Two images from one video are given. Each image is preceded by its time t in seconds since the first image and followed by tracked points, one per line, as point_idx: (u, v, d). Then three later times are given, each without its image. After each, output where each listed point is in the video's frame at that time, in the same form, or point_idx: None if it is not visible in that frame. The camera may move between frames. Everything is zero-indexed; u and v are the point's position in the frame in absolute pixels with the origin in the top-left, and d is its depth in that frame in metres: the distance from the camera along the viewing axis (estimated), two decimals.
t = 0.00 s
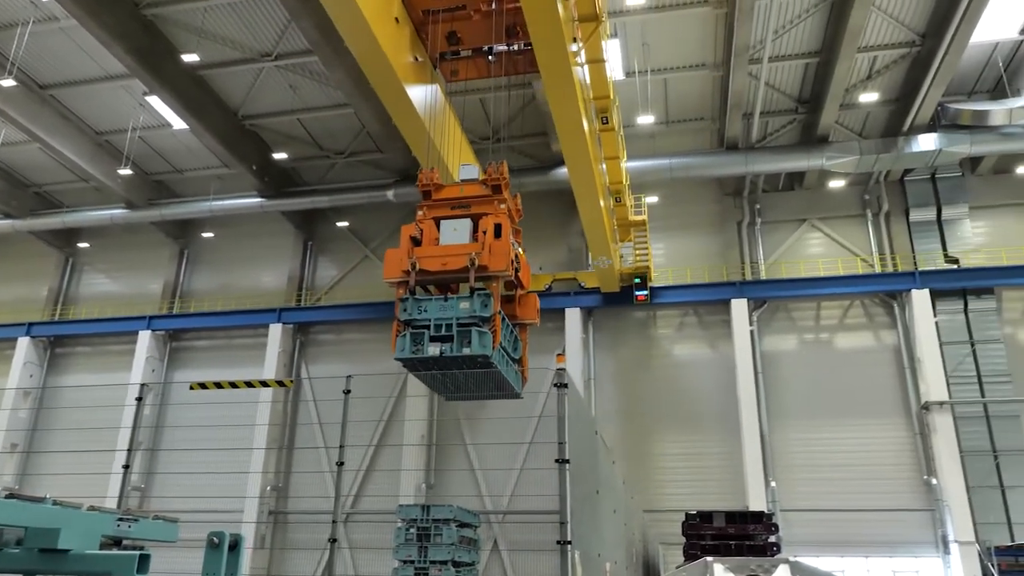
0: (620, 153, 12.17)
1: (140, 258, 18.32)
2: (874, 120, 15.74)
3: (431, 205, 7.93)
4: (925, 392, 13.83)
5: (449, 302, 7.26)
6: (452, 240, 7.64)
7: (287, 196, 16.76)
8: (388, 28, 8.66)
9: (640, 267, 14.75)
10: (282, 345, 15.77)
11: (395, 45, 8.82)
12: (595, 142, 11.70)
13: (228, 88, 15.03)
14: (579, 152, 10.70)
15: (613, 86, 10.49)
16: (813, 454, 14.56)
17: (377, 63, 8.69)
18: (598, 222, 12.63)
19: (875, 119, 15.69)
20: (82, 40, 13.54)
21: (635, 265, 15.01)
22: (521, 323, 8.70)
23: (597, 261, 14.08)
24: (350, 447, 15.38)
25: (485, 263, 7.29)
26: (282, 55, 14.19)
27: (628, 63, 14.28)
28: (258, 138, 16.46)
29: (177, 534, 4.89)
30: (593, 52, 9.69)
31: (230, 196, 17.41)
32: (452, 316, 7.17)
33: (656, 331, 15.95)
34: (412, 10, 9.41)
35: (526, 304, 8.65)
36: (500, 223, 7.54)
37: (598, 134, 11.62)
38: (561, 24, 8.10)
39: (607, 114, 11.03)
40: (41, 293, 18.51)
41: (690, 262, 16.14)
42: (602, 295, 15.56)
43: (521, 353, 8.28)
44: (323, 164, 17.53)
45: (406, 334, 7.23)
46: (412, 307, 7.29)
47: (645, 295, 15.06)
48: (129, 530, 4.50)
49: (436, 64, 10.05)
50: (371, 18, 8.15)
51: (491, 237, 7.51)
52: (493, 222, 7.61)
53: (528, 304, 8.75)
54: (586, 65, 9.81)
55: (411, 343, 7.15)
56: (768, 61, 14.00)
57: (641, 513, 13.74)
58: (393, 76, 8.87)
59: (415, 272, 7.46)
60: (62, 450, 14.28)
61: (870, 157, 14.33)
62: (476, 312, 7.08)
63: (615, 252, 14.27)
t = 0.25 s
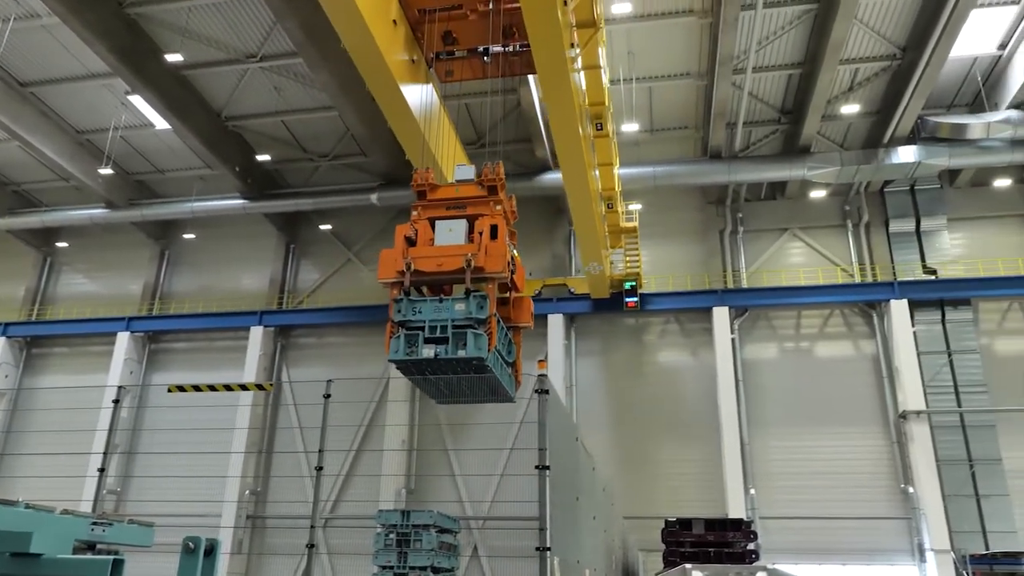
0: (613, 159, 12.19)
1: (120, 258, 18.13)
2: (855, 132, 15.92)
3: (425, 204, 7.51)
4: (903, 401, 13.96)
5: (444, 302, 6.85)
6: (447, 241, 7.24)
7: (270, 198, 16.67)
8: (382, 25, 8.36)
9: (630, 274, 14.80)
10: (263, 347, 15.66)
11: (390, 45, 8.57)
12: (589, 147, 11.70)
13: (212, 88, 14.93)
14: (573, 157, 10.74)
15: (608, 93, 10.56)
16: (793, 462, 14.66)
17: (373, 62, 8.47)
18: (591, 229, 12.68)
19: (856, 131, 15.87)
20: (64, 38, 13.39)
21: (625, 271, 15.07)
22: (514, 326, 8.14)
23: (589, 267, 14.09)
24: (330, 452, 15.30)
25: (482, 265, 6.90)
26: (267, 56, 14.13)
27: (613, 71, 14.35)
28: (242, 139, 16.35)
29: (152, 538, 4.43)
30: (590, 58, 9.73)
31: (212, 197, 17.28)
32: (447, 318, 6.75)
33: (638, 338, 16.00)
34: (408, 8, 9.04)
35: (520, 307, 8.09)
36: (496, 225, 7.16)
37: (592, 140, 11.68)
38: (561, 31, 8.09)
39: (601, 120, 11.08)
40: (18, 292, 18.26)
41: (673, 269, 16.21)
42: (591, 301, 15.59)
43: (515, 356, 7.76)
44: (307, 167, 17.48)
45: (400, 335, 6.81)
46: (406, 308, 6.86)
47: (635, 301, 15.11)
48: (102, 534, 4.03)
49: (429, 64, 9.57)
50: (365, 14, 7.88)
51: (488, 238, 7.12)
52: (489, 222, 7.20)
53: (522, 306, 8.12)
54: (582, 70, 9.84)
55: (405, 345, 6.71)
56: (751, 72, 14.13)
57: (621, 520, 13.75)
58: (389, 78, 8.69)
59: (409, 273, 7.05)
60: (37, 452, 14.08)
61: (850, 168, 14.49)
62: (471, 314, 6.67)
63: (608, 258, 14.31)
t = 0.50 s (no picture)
0: (607, 165, 12.17)
1: (101, 260, 17.96)
2: (837, 142, 16.09)
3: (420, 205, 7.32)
4: (883, 409, 14.08)
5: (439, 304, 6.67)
6: (442, 242, 7.05)
7: (254, 201, 16.60)
8: (379, 29, 8.33)
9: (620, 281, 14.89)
10: (245, 351, 15.55)
11: (387, 47, 8.56)
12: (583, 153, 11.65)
13: (196, 90, 14.84)
14: (568, 162, 10.73)
15: (604, 100, 10.52)
16: (774, 469, 14.73)
17: (369, 65, 8.44)
18: (583, 234, 12.65)
19: (839, 141, 16.04)
20: (47, 37, 13.27)
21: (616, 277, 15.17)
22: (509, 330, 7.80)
23: (580, 273, 14.14)
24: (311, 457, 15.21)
25: (478, 267, 6.70)
26: (253, 58, 14.07)
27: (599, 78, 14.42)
28: (226, 141, 16.25)
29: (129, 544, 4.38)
30: (587, 65, 9.71)
31: (195, 199, 17.17)
32: (442, 320, 6.58)
33: (622, 345, 16.04)
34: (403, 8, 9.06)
35: (514, 310, 7.73)
36: (492, 227, 6.99)
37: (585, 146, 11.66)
38: (559, 38, 8.07)
39: (595, 127, 11.04)
40: None
41: (658, 276, 16.28)
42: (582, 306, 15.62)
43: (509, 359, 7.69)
44: (292, 170, 17.42)
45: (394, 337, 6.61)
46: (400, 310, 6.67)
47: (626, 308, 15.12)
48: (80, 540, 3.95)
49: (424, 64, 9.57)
50: (364, 17, 7.87)
51: (484, 240, 6.94)
52: (485, 224, 7.01)
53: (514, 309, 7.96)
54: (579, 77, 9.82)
55: (399, 347, 6.53)
56: (736, 81, 14.24)
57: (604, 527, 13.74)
58: (385, 81, 8.66)
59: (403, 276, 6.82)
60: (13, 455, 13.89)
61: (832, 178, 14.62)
62: (468, 316, 6.52)
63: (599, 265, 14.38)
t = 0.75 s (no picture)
0: (601, 171, 12.20)
1: (83, 261, 17.80)
2: (822, 150, 16.22)
3: (416, 207, 7.53)
4: (866, 416, 14.20)
5: (437, 306, 6.79)
6: (440, 243, 7.26)
7: (239, 204, 16.52)
8: (376, 28, 8.29)
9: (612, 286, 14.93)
10: (229, 355, 15.49)
11: (384, 45, 8.53)
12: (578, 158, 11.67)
13: (182, 92, 14.73)
14: (563, 167, 10.71)
15: (600, 106, 10.53)
16: (757, 475, 14.82)
17: (365, 63, 8.39)
18: (578, 240, 12.67)
19: (824, 149, 16.17)
20: (31, 37, 13.14)
21: (608, 282, 15.20)
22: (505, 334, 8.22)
23: (572, 277, 14.17)
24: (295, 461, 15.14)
25: (476, 268, 6.90)
26: (240, 60, 13.98)
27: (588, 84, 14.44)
28: (211, 143, 16.16)
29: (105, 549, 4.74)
30: (584, 70, 9.71)
31: (180, 201, 17.06)
32: (440, 322, 6.70)
33: (607, 350, 16.09)
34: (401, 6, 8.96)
35: (510, 313, 8.24)
36: (490, 228, 7.17)
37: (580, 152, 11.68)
38: (559, 42, 8.05)
39: (591, 132, 11.04)
40: None
41: (644, 282, 16.34)
42: (575, 312, 15.66)
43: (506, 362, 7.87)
44: (278, 174, 17.35)
45: (391, 339, 6.68)
46: (398, 312, 6.80)
47: (618, 313, 15.16)
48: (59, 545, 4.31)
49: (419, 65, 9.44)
50: (362, 15, 7.82)
51: (482, 242, 7.14)
52: (483, 225, 7.22)
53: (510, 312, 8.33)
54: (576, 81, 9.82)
55: (396, 349, 6.59)
56: (722, 88, 14.33)
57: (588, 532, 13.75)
58: (381, 79, 8.63)
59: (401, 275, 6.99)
60: None
61: (817, 186, 14.73)
62: (466, 318, 6.66)
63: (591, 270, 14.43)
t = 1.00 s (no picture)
0: (591, 175, 12.23)
1: (59, 261, 17.58)
2: (802, 158, 16.40)
3: (409, 207, 7.62)
4: (843, 421, 14.34)
5: (429, 307, 6.87)
6: (433, 243, 7.36)
7: (220, 204, 16.40)
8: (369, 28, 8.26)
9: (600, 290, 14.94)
10: (207, 357, 15.36)
11: (377, 44, 8.51)
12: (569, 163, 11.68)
13: (163, 91, 14.60)
14: (555, 172, 10.72)
15: (591, 110, 10.59)
16: (736, 480, 14.90)
17: (358, 62, 8.33)
18: (567, 245, 12.68)
19: (804, 157, 16.35)
20: (9, 33, 12.97)
21: (596, 286, 15.21)
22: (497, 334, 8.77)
23: (561, 281, 14.16)
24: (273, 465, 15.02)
25: (470, 268, 7.02)
26: (222, 60, 13.88)
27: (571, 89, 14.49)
28: (192, 143, 16.04)
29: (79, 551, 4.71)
30: (576, 74, 9.79)
31: (160, 201, 16.91)
32: (433, 323, 6.77)
33: (587, 355, 16.13)
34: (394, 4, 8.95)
35: (502, 315, 8.77)
36: (483, 229, 7.31)
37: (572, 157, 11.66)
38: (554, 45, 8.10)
39: (582, 136, 11.08)
40: None
41: (625, 287, 16.41)
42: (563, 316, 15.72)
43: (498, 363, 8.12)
44: (258, 175, 17.26)
45: (384, 339, 6.77)
46: (390, 311, 6.86)
47: (606, 317, 15.21)
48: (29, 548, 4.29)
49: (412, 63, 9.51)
50: (358, 15, 7.81)
51: (475, 242, 7.26)
52: (476, 225, 7.36)
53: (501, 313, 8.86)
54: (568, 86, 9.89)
55: (387, 349, 6.67)
56: (704, 95, 14.44)
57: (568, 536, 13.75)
58: (375, 79, 8.57)
59: (394, 275, 7.09)
60: None
61: (797, 194, 14.88)
62: (460, 319, 6.77)
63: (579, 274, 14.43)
